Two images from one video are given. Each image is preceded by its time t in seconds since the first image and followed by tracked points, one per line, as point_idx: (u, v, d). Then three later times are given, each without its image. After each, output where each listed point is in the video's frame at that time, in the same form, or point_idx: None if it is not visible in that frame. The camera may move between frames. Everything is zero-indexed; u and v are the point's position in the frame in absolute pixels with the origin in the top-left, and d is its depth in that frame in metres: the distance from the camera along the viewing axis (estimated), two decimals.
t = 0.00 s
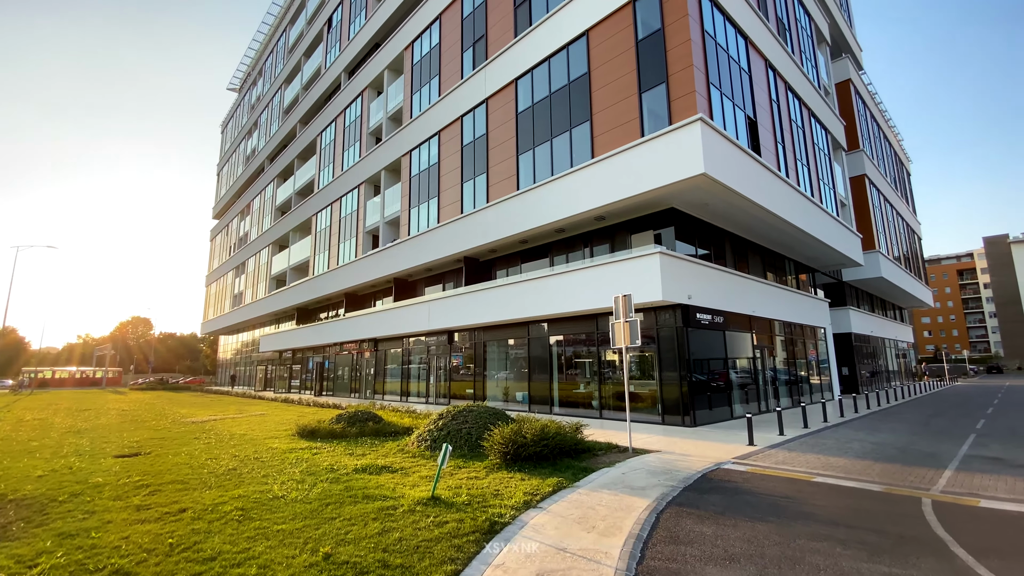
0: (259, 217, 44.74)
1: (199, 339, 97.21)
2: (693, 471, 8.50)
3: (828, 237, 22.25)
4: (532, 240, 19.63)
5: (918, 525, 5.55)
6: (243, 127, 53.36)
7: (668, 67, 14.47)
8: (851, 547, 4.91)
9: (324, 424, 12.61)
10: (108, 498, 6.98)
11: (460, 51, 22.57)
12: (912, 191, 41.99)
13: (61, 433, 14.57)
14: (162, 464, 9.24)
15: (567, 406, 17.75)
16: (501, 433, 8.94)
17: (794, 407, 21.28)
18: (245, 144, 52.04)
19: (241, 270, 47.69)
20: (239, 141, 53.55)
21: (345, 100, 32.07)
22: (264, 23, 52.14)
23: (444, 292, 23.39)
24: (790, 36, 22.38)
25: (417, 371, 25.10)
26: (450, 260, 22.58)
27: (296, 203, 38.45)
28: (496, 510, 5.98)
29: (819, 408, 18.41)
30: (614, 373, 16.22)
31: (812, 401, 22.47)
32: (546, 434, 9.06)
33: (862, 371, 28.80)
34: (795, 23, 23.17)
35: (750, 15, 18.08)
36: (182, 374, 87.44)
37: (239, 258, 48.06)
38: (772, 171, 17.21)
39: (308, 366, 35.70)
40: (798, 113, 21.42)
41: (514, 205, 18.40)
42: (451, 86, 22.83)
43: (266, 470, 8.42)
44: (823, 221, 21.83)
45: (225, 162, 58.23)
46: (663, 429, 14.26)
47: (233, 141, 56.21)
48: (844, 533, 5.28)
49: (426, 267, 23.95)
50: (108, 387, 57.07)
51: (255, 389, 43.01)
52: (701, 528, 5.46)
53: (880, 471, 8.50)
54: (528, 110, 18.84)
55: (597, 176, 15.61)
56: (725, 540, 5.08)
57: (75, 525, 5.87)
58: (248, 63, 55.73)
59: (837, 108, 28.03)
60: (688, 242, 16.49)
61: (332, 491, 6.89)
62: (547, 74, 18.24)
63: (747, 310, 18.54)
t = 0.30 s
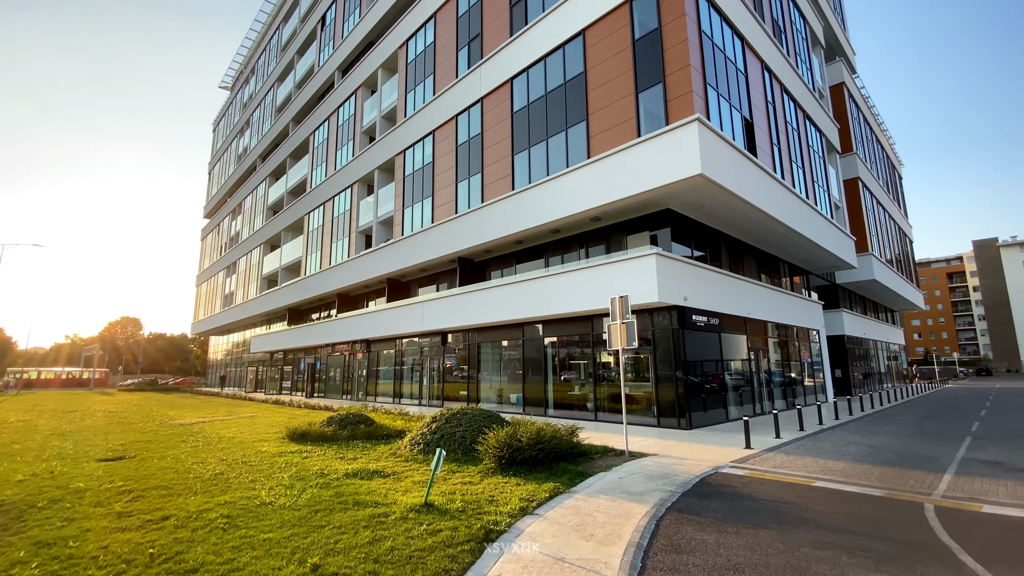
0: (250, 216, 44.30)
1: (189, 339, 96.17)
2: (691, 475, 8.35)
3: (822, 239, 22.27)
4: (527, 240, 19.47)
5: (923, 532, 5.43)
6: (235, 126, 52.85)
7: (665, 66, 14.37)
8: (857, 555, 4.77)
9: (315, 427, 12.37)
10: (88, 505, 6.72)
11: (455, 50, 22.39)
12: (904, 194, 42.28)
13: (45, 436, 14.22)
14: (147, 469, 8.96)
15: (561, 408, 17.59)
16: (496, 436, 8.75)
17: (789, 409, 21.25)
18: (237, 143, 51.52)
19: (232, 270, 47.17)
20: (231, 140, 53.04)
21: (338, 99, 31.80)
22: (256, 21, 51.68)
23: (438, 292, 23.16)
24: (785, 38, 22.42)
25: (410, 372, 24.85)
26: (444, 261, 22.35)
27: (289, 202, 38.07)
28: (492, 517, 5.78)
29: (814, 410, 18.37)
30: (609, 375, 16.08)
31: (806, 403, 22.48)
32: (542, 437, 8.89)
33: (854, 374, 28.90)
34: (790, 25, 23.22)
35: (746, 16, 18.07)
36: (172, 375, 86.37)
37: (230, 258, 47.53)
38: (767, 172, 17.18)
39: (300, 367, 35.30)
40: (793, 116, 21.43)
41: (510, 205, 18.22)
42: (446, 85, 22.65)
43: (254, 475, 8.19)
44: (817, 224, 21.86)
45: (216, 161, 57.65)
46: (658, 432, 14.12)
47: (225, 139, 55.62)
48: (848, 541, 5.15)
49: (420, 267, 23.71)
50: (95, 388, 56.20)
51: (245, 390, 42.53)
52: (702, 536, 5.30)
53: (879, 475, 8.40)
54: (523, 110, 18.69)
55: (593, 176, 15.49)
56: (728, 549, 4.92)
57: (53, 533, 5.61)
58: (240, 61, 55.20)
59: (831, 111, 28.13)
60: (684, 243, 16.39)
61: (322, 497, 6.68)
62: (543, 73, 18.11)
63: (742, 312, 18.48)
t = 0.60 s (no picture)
0: (241, 215, 43.83)
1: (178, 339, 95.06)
2: (687, 478, 8.24)
3: (815, 241, 22.32)
4: (521, 241, 19.35)
5: (924, 537, 5.34)
6: (227, 124, 52.35)
7: (661, 66, 14.29)
8: (860, 561, 4.66)
9: (304, 428, 12.14)
10: (65, 510, 6.48)
11: (450, 48, 22.23)
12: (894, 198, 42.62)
13: (26, 437, 13.86)
14: (129, 472, 8.70)
15: (555, 409, 17.46)
16: (489, 439, 8.59)
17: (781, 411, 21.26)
18: (229, 141, 51.01)
19: (223, 269, 46.68)
20: (223, 138, 52.52)
21: (331, 97, 31.52)
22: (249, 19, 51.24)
23: (431, 293, 22.96)
24: (779, 41, 22.48)
25: (403, 373, 24.61)
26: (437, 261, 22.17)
27: (280, 201, 37.70)
28: (485, 522, 5.62)
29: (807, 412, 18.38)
30: (604, 377, 15.96)
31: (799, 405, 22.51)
32: (536, 440, 8.74)
33: (846, 375, 29.02)
34: (784, 28, 23.29)
35: (741, 18, 18.08)
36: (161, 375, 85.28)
37: (221, 257, 47.01)
38: (762, 174, 17.17)
39: (291, 368, 34.91)
40: (787, 118, 21.46)
41: (504, 205, 18.08)
42: (440, 84, 22.48)
43: (241, 478, 7.97)
44: (811, 226, 21.92)
45: (207, 159, 57.07)
46: (652, 433, 14.02)
47: (216, 137, 55.08)
48: (849, 546, 5.04)
49: (413, 267, 23.50)
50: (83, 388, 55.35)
51: (235, 391, 42.01)
52: (701, 542, 5.17)
53: (876, 478, 8.32)
54: (518, 109, 18.56)
55: (588, 176, 15.39)
56: (727, 554, 4.79)
57: (26, 540, 5.37)
58: (233, 59, 54.70)
59: (824, 114, 28.27)
60: (678, 244, 16.33)
61: (310, 501, 6.48)
62: (538, 73, 18.00)
63: (736, 313, 18.46)
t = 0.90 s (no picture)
0: (232, 215, 43.37)
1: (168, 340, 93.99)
2: (681, 482, 8.10)
3: (808, 244, 22.36)
4: (515, 242, 19.20)
5: (925, 544, 5.22)
6: (218, 123, 51.85)
7: (656, 67, 14.22)
8: (861, 569, 4.53)
9: (292, 431, 11.90)
10: (39, 515, 6.23)
11: (444, 48, 22.08)
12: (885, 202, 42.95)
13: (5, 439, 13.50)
14: (109, 476, 8.43)
15: (547, 412, 17.28)
16: (481, 442, 8.42)
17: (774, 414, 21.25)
18: (220, 140, 50.51)
19: (213, 269, 46.18)
20: (214, 137, 52.02)
21: (324, 96, 31.26)
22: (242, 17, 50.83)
23: (423, 294, 22.73)
24: (773, 44, 22.54)
25: (394, 375, 24.35)
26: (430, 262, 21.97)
27: (272, 201, 37.34)
28: (476, 529, 5.43)
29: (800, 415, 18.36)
30: (597, 379, 15.83)
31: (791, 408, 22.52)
32: (529, 443, 8.58)
33: (838, 379, 29.11)
34: (778, 32, 23.37)
35: (736, 20, 18.09)
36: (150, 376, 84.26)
37: (211, 257, 46.50)
38: (756, 176, 17.15)
39: (281, 369, 34.50)
40: (781, 120, 21.49)
41: (497, 206, 17.93)
42: (434, 83, 22.32)
43: (225, 482, 7.74)
44: (804, 229, 21.95)
45: (198, 158, 56.50)
46: (645, 436, 13.90)
47: (208, 136, 54.54)
48: (849, 553, 4.92)
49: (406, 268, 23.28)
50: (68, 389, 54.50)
51: (224, 393, 41.48)
52: (698, 548, 5.02)
53: (872, 482, 8.23)
54: (512, 109, 18.44)
55: (582, 177, 15.27)
56: (725, 562, 4.65)
57: None
58: (225, 58, 54.22)
59: (817, 118, 28.41)
60: (673, 246, 16.25)
61: (296, 506, 6.27)
62: (533, 72, 17.88)
63: (729, 316, 18.42)
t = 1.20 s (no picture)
0: (223, 215, 42.91)
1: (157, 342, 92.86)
2: (676, 489, 7.95)
3: (801, 248, 22.37)
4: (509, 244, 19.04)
5: (925, 553, 5.10)
6: (209, 122, 51.35)
7: (651, 68, 14.14)
8: None
9: (279, 435, 11.64)
10: (9, 524, 5.96)
11: (437, 48, 21.93)
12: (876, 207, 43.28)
13: None
14: (87, 482, 8.13)
15: (540, 416, 17.10)
16: (472, 448, 8.23)
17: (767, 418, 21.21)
18: (211, 140, 50.03)
19: (202, 270, 45.66)
20: (205, 137, 51.54)
21: (316, 96, 31.01)
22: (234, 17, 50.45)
23: (416, 295, 22.50)
24: (767, 48, 22.61)
25: (386, 378, 24.08)
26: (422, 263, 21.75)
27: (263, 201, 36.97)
28: (465, 539, 5.24)
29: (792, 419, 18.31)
30: (591, 383, 15.67)
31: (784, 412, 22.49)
32: (521, 449, 8.40)
33: (830, 383, 29.16)
34: (771, 36, 23.45)
35: (730, 23, 18.10)
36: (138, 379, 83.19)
37: (201, 257, 45.96)
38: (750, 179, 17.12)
39: (271, 371, 34.07)
40: (775, 124, 21.52)
41: (491, 207, 17.77)
42: (428, 83, 22.16)
43: (208, 488, 7.50)
44: (797, 232, 21.96)
45: (189, 158, 55.93)
46: (639, 441, 13.76)
47: (199, 135, 54.01)
48: (849, 563, 4.79)
49: (398, 270, 23.05)
50: (54, 392, 53.60)
51: (213, 396, 40.92)
52: (695, 559, 4.86)
53: (868, 488, 8.12)
54: (506, 110, 18.31)
55: (576, 178, 15.15)
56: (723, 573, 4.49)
57: None
58: (217, 57, 53.79)
59: (809, 123, 28.54)
60: (667, 249, 16.15)
61: (279, 514, 6.06)
62: (527, 73, 17.77)
63: (723, 319, 18.35)
